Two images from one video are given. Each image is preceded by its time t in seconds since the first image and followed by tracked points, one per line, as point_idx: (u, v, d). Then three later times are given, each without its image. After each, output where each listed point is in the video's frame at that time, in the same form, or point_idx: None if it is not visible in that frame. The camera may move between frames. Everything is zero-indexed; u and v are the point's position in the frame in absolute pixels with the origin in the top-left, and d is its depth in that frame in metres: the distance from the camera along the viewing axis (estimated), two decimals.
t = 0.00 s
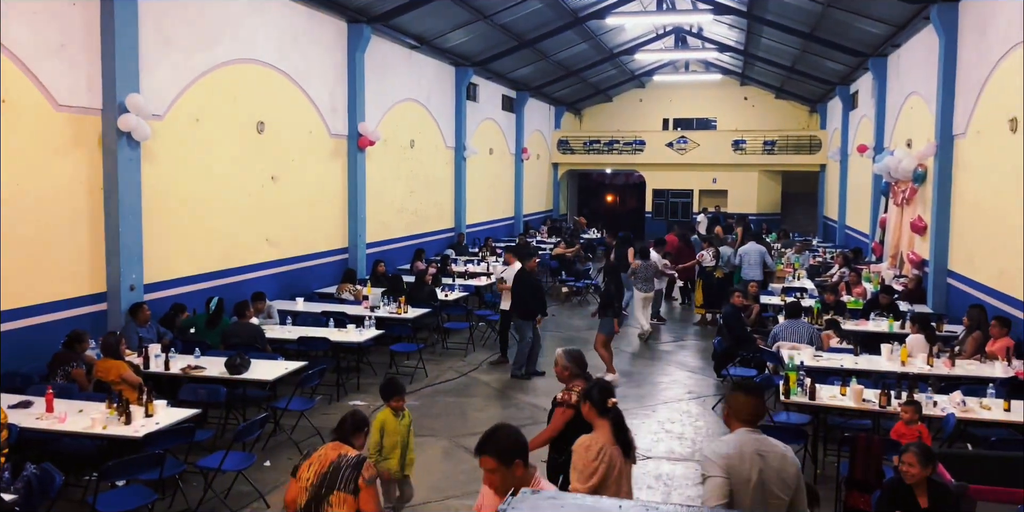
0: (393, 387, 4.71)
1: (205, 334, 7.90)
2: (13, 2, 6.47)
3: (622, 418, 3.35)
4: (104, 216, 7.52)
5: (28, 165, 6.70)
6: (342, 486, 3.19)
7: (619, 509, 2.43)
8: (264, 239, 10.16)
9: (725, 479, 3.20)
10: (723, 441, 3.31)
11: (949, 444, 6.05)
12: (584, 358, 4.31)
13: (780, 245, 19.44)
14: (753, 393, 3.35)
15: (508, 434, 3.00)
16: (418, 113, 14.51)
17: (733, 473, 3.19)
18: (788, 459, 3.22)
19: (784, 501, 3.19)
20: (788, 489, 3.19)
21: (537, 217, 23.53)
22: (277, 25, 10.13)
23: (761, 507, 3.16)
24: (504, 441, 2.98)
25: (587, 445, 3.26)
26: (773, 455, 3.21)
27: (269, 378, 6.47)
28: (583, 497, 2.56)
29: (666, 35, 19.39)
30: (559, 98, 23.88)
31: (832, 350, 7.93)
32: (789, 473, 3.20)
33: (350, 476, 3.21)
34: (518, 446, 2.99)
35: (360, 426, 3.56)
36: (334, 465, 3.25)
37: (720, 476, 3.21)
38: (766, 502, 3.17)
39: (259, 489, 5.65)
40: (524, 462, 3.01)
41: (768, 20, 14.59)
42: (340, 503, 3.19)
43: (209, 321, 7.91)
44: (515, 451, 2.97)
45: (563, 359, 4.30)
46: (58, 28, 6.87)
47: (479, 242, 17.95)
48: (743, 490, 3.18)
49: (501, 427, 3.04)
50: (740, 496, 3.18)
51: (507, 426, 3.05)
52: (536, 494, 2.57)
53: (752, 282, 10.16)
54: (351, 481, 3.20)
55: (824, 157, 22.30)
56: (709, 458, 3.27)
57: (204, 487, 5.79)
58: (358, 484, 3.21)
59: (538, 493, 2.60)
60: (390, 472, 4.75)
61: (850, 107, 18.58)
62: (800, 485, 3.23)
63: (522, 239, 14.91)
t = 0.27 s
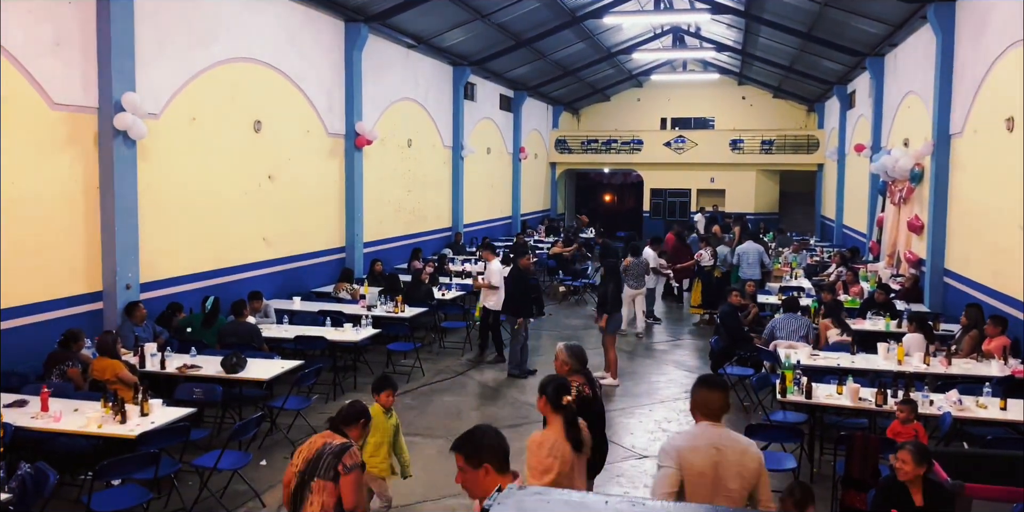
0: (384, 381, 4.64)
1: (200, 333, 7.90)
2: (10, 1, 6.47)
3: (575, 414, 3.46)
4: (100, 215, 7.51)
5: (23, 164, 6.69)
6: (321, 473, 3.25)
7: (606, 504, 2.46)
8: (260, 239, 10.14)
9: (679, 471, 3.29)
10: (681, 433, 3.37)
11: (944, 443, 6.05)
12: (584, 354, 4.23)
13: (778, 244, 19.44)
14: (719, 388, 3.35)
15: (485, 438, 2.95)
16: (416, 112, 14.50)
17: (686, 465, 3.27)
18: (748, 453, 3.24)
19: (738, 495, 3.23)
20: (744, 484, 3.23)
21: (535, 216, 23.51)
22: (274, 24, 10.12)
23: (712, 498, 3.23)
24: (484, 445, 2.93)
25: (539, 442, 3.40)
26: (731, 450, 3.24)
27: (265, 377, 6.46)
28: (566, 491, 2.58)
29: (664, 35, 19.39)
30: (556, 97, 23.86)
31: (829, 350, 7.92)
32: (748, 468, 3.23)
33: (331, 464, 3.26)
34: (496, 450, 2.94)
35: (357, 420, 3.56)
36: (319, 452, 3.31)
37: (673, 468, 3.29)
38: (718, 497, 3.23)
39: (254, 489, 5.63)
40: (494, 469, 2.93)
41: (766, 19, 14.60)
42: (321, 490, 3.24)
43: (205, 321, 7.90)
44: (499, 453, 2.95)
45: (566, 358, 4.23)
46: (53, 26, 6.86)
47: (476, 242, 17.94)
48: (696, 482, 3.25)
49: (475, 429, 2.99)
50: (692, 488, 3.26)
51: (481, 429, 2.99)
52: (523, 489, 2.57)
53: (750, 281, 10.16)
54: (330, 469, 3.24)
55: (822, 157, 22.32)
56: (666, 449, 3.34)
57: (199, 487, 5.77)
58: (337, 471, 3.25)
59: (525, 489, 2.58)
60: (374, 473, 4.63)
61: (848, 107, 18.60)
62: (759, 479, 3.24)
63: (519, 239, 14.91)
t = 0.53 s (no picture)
0: (380, 381, 4.58)
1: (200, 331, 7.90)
2: None
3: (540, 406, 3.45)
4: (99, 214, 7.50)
5: (22, 163, 6.68)
6: (303, 473, 3.21)
7: (600, 500, 2.52)
8: (260, 238, 10.13)
9: (642, 454, 3.22)
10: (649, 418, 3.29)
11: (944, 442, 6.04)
12: (581, 356, 4.06)
13: (777, 244, 19.44)
14: (688, 374, 3.30)
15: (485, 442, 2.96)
16: (415, 111, 14.49)
17: (650, 449, 3.21)
18: (714, 438, 3.21)
19: (703, 480, 3.19)
20: (710, 468, 3.20)
21: (535, 216, 23.51)
22: (274, 22, 10.11)
23: (676, 484, 3.18)
24: (480, 450, 2.94)
25: (498, 431, 3.42)
26: (699, 435, 3.21)
27: (264, 376, 6.45)
28: (557, 487, 2.63)
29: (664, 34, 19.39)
30: (556, 96, 23.86)
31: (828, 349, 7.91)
32: (714, 452, 3.20)
33: (311, 465, 3.21)
34: (488, 460, 2.93)
35: (350, 421, 3.48)
36: (305, 452, 3.29)
37: (636, 450, 3.22)
38: (684, 482, 3.18)
39: (253, 488, 5.63)
40: (474, 478, 2.92)
41: (765, 18, 14.60)
42: (302, 491, 3.20)
43: (204, 320, 7.89)
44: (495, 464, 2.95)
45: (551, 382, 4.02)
46: (52, 25, 6.85)
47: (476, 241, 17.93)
48: (660, 468, 3.20)
49: (474, 434, 3.01)
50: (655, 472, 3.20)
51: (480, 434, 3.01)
52: (516, 485, 2.61)
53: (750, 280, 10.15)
54: (310, 470, 3.19)
55: (822, 156, 22.32)
56: (630, 433, 3.27)
57: (198, 486, 5.76)
58: (317, 473, 3.19)
59: (518, 485, 2.63)
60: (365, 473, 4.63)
61: (848, 106, 18.59)
62: (724, 465, 3.22)
63: (519, 238, 14.90)
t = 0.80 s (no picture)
0: (385, 384, 4.36)
1: (200, 331, 7.88)
2: None
3: (518, 401, 3.72)
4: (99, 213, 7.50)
5: (20, 162, 6.66)
6: (289, 465, 3.27)
7: (590, 501, 2.67)
8: (260, 237, 10.13)
9: (627, 451, 3.33)
10: (633, 417, 3.38)
11: (945, 442, 6.02)
12: (573, 351, 4.16)
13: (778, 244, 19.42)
14: (672, 370, 3.38)
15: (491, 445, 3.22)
16: (416, 110, 14.48)
17: (635, 446, 3.31)
18: (698, 432, 3.30)
19: (688, 473, 3.29)
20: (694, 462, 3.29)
21: (536, 216, 23.49)
22: (274, 22, 10.11)
23: (663, 477, 3.29)
24: (483, 455, 3.20)
25: (474, 420, 3.70)
26: (683, 430, 3.30)
27: (263, 376, 6.44)
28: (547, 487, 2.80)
29: (665, 33, 19.38)
30: (557, 96, 23.84)
31: (830, 349, 7.88)
32: (699, 444, 3.30)
33: (296, 457, 3.25)
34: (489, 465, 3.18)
35: (345, 421, 3.37)
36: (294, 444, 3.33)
37: (621, 447, 3.33)
38: (669, 476, 3.29)
39: (252, 488, 5.62)
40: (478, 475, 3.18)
41: (766, 18, 14.59)
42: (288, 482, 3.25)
43: (203, 319, 7.88)
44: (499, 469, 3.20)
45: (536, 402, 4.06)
46: (53, 24, 6.85)
47: (477, 240, 17.92)
48: (645, 463, 3.31)
49: (480, 437, 3.27)
50: (640, 468, 3.31)
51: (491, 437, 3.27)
52: (506, 486, 2.79)
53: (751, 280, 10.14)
54: (293, 462, 3.24)
55: (824, 156, 22.30)
56: (615, 430, 3.37)
57: (196, 485, 5.75)
58: (297, 466, 3.22)
59: (509, 486, 2.80)
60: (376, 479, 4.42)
61: (849, 106, 18.57)
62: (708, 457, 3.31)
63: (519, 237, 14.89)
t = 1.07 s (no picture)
0: (392, 381, 4.30)
1: (199, 331, 7.84)
2: None
3: (491, 394, 3.83)
4: (98, 213, 7.48)
5: (19, 162, 6.65)
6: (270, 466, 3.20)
7: None
8: (260, 237, 10.11)
9: (623, 449, 3.36)
10: (627, 416, 3.42)
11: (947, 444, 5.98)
12: (563, 348, 4.13)
13: (780, 244, 19.37)
14: (661, 368, 3.42)
15: (504, 449, 3.09)
16: (417, 110, 14.45)
17: (631, 444, 3.34)
18: (691, 428, 3.38)
19: (683, 469, 3.37)
20: (687, 457, 3.37)
21: (537, 216, 23.46)
22: (275, 21, 10.09)
23: (658, 473, 3.34)
24: (500, 458, 3.08)
25: (450, 411, 3.85)
26: (678, 426, 3.36)
27: (262, 377, 6.42)
28: (532, 500, 2.78)
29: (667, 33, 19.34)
30: (559, 96, 23.80)
31: (832, 350, 7.84)
32: (692, 440, 3.37)
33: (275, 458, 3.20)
34: (502, 469, 3.06)
35: (333, 423, 3.31)
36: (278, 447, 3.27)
37: (618, 447, 3.35)
38: (665, 472, 3.35)
39: (250, 489, 5.60)
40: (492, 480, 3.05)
41: (768, 17, 14.54)
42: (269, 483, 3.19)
43: (203, 319, 7.86)
44: (513, 472, 3.07)
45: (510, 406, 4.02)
46: (51, 23, 6.83)
47: (478, 240, 17.90)
48: (641, 460, 3.34)
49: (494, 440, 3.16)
50: (638, 466, 3.35)
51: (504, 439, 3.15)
52: (488, 498, 2.81)
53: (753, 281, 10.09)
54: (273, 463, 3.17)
55: (826, 156, 22.24)
56: (610, 429, 3.39)
57: (194, 486, 5.73)
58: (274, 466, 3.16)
59: (491, 498, 2.83)
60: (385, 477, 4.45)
61: (852, 106, 18.51)
62: (700, 452, 3.39)
63: (521, 237, 14.86)
